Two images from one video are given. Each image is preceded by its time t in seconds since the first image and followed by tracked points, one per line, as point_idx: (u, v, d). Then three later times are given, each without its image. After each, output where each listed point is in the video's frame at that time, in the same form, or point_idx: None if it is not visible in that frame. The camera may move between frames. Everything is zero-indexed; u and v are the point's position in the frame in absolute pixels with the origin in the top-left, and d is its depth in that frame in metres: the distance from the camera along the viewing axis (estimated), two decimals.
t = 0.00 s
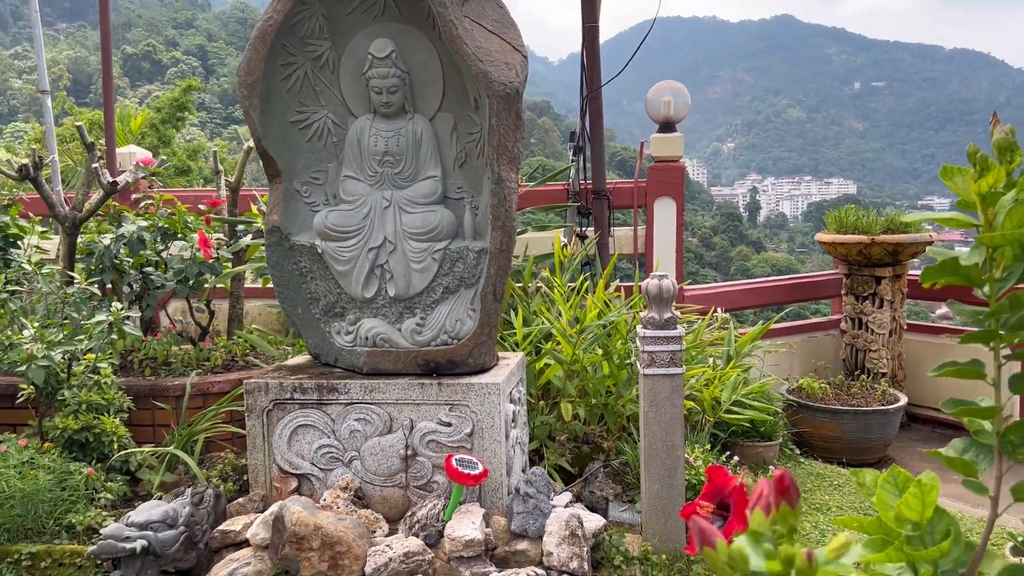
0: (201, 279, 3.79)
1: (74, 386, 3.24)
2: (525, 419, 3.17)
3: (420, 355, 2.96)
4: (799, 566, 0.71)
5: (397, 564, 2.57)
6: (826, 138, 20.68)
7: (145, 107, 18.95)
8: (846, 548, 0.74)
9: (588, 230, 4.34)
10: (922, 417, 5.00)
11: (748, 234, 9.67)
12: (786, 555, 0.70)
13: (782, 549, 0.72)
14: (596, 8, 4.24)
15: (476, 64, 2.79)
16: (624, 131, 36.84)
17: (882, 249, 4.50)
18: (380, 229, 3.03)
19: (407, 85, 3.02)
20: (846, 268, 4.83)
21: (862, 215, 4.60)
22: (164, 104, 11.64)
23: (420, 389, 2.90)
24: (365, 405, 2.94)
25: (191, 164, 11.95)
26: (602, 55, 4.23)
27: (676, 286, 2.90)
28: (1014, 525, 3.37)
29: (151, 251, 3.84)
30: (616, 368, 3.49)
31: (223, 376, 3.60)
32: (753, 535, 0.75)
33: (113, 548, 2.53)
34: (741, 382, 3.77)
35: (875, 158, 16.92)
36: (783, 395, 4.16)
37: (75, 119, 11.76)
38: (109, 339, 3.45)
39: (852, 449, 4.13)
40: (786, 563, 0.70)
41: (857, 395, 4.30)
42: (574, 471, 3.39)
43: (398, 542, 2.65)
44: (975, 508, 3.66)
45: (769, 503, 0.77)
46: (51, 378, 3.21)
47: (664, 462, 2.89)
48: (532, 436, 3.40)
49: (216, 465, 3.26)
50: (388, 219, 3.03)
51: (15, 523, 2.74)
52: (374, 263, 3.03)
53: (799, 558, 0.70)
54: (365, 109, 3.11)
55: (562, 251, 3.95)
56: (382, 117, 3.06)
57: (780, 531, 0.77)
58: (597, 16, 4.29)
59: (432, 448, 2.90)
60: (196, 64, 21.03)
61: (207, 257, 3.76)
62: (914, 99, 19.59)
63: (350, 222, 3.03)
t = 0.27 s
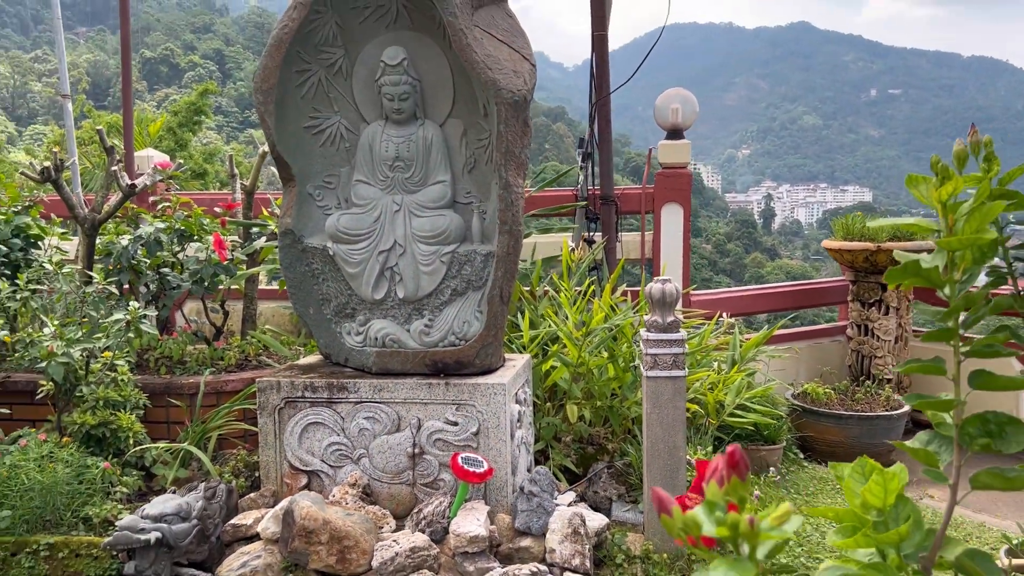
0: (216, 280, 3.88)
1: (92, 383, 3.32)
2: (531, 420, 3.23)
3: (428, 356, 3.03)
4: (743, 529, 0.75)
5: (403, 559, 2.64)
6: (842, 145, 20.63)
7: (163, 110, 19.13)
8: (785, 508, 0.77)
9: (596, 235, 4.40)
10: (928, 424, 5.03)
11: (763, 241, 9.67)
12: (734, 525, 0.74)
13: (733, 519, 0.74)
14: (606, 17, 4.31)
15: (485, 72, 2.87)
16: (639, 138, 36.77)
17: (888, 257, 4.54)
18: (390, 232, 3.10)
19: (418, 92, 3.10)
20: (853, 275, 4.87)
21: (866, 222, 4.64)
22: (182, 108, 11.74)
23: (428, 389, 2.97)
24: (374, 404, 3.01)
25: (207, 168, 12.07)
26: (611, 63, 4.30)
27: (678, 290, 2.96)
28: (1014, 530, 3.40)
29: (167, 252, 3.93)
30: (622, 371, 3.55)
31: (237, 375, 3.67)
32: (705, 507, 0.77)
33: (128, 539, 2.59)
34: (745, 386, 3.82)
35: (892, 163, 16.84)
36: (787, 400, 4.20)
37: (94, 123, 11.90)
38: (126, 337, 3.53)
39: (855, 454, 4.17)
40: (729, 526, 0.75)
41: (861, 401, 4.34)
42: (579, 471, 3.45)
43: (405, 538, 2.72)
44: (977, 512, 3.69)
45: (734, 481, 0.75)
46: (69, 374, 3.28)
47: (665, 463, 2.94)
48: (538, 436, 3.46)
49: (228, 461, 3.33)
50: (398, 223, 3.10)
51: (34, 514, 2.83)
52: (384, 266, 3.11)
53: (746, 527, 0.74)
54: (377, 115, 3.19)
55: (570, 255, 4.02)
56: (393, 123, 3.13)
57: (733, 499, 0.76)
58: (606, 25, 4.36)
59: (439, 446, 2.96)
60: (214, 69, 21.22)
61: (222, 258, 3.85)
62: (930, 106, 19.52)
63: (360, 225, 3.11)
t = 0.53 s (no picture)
0: (229, 279, 3.98)
1: (108, 378, 3.42)
2: (533, 419, 3.31)
3: (433, 355, 3.11)
4: (663, 491, 0.84)
5: (405, 550, 2.72)
6: (860, 150, 20.55)
7: (183, 113, 19.35)
8: (706, 483, 0.88)
9: (602, 238, 4.48)
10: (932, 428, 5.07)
11: (777, 245, 9.69)
12: (653, 480, 0.83)
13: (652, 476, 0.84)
14: (612, 24, 4.39)
15: (490, 79, 2.95)
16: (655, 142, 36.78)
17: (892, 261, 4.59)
18: (397, 234, 3.19)
19: (425, 98, 3.19)
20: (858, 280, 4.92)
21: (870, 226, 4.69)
22: (201, 110, 11.89)
23: (432, 386, 3.06)
24: (380, 401, 3.10)
25: (225, 170, 12.23)
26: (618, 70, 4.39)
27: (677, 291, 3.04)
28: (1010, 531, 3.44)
29: (183, 252, 4.04)
30: (623, 372, 3.62)
31: (249, 373, 3.78)
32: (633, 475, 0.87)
33: (142, 527, 2.69)
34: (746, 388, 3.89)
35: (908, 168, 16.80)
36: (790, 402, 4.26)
37: (115, 125, 12.08)
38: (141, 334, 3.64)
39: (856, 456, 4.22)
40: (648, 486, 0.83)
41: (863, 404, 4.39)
42: (580, 469, 3.52)
43: (407, 530, 2.80)
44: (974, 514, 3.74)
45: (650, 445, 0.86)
46: (86, 369, 3.39)
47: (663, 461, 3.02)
48: (541, 435, 3.53)
49: (239, 456, 3.43)
50: (404, 225, 3.19)
51: (52, 504, 2.93)
52: (391, 266, 3.20)
53: (665, 482, 0.83)
54: (386, 120, 3.28)
55: (575, 258, 4.09)
56: (401, 128, 3.22)
57: (659, 468, 0.88)
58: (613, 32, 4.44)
59: (442, 443, 3.04)
60: (233, 72, 21.43)
61: (235, 259, 3.95)
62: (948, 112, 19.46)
63: (368, 227, 3.20)
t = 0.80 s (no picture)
0: (243, 279, 4.10)
1: (125, 373, 3.55)
2: (536, 415, 3.40)
3: (438, 352, 3.21)
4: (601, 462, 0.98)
5: (409, 540, 2.81)
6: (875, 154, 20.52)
7: (202, 115, 19.58)
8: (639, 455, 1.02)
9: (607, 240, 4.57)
10: (934, 430, 5.12)
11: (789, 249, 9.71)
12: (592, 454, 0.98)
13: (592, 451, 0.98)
14: (618, 31, 4.48)
15: (494, 85, 3.05)
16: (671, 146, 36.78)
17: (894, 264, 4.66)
18: (404, 235, 3.29)
19: (432, 104, 3.29)
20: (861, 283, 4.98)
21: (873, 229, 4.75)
22: (219, 113, 12.07)
23: (437, 383, 3.15)
24: (387, 397, 3.20)
25: (243, 172, 12.39)
26: (623, 76, 4.48)
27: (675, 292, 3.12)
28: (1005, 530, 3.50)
29: (198, 252, 4.16)
30: (625, 371, 3.71)
31: (261, 370, 3.88)
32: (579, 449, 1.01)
33: (156, 516, 2.82)
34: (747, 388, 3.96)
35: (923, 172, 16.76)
36: (790, 402, 4.34)
37: (135, 127, 12.27)
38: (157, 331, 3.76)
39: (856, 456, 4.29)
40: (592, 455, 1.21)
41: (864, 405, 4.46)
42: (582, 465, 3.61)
43: (411, 522, 2.89)
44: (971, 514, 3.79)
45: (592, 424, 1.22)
46: (105, 364, 3.54)
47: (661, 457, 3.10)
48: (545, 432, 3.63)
49: (251, 450, 3.54)
50: (411, 227, 3.29)
51: (71, 493, 3.05)
52: (398, 267, 3.30)
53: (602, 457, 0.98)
54: (394, 125, 3.38)
55: (579, 259, 4.17)
56: (408, 132, 3.33)
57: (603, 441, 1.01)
58: (619, 39, 4.54)
59: (446, 438, 3.14)
60: (251, 75, 21.65)
61: (249, 259, 4.07)
62: (964, 115, 19.39)
63: (376, 229, 3.30)
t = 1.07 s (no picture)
0: (259, 279, 4.21)
1: (145, 370, 3.66)
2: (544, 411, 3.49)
3: (448, 350, 3.30)
4: (586, 430, 1.07)
5: (419, 531, 2.91)
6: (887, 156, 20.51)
7: (217, 119, 19.76)
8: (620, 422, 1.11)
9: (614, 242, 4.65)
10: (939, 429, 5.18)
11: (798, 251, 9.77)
12: (576, 423, 1.06)
13: (576, 420, 1.07)
14: (625, 37, 4.58)
15: (503, 90, 3.14)
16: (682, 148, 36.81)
17: (898, 265, 4.73)
18: (415, 235, 3.39)
19: (443, 108, 3.38)
20: (866, 283, 5.04)
21: (878, 230, 4.80)
22: (234, 117, 12.22)
23: (447, 379, 3.25)
24: (398, 393, 3.30)
25: (257, 174, 12.52)
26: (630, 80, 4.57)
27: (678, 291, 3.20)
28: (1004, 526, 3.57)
29: (216, 253, 4.27)
30: (631, 369, 3.79)
31: (276, 367, 3.98)
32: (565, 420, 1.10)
33: (176, 506, 2.92)
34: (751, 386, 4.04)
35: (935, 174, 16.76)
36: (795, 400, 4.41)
37: (151, 131, 12.43)
38: (176, 329, 3.87)
39: (860, 454, 4.35)
40: (580, 432, 1.06)
41: (868, 403, 4.53)
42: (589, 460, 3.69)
43: (422, 514, 2.99)
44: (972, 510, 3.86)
45: (578, 395, 1.08)
46: (126, 361, 3.65)
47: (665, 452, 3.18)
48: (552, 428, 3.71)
49: (267, 444, 3.64)
50: (422, 227, 3.39)
51: (93, 484, 3.16)
52: (409, 266, 3.40)
53: (585, 425, 1.06)
54: (405, 129, 3.48)
55: (586, 259, 4.26)
56: (419, 136, 3.42)
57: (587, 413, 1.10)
58: (626, 44, 4.63)
59: (456, 433, 3.23)
60: (265, 79, 21.84)
61: (264, 259, 4.18)
62: (976, 118, 19.36)
63: (388, 230, 3.40)
